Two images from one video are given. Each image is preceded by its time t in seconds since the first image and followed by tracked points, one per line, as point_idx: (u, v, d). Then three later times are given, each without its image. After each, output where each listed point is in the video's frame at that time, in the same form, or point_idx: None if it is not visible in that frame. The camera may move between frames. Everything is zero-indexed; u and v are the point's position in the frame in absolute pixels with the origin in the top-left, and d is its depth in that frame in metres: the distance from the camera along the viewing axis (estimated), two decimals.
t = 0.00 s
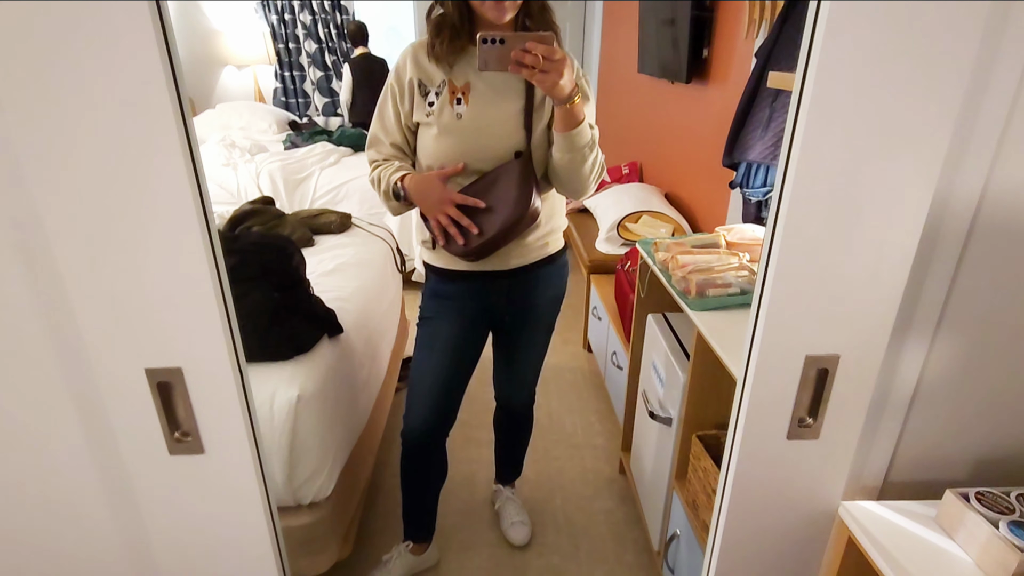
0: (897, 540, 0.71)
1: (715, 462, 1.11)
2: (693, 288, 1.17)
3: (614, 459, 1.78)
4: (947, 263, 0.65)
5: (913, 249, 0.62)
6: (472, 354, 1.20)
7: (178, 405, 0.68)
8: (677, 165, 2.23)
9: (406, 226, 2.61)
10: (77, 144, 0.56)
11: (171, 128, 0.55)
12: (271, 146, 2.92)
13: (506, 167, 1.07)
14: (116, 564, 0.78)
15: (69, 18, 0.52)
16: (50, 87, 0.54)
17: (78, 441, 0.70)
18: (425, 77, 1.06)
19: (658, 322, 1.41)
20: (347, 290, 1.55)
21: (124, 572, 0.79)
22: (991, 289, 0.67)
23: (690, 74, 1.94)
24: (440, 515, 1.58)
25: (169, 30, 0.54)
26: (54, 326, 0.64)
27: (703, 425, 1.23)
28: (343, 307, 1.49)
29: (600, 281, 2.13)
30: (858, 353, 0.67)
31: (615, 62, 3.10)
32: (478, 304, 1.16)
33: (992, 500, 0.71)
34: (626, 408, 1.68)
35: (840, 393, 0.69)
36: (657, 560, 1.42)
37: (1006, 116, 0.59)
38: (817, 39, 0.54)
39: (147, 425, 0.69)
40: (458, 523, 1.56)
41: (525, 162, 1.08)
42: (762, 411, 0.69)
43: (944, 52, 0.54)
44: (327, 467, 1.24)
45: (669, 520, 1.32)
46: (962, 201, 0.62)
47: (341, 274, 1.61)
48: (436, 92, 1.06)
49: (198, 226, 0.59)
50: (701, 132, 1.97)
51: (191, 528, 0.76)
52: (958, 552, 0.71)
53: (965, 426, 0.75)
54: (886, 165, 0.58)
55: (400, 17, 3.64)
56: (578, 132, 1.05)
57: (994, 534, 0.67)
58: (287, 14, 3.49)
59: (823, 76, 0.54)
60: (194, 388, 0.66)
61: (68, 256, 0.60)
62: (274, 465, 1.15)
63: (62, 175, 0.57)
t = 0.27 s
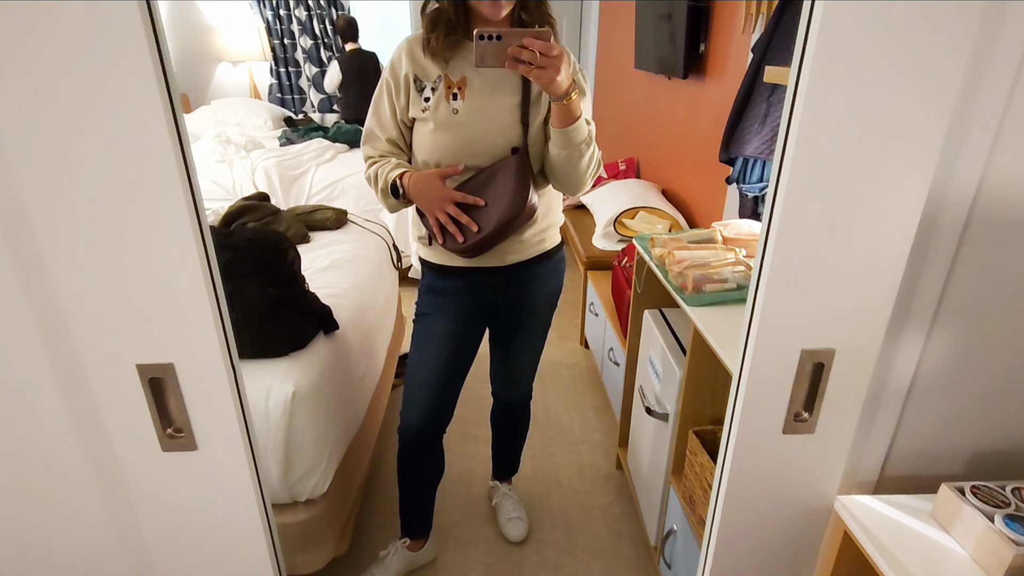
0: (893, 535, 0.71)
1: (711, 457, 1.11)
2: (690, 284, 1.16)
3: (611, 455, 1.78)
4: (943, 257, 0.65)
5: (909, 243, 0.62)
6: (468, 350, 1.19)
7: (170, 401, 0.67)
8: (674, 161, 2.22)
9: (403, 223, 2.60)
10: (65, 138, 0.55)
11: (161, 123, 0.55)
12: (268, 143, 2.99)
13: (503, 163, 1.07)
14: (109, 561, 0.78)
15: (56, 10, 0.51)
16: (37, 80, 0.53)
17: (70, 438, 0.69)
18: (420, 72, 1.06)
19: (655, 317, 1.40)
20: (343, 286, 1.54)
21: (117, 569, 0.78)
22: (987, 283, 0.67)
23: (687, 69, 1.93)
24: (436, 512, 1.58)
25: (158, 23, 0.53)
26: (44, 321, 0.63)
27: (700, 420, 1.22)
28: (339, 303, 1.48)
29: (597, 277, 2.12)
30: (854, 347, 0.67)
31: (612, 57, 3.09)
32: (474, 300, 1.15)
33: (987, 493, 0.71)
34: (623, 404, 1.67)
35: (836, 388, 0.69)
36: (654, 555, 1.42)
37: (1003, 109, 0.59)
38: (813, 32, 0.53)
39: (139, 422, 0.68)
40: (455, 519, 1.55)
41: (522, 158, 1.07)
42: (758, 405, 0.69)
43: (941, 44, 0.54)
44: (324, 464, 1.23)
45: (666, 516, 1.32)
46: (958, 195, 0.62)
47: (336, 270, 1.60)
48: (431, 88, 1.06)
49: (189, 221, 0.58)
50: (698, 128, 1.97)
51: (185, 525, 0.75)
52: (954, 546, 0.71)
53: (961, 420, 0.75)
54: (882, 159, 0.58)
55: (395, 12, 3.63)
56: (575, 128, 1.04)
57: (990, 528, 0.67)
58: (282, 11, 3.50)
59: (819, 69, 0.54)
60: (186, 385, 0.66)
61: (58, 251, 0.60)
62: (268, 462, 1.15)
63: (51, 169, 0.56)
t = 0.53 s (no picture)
0: (887, 532, 0.71)
1: (707, 455, 1.11)
2: (686, 282, 1.17)
3: (609, 454, 1.79)
4: (936, 255, 0.65)
5: (902, 241, 0.62)
6: (465, 348, 1.19)
7: (165, 400, 0.67)
8: (671, 160, 2.22)
9: (400, 222, 2.60)
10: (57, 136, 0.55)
11: (154, 122, 0.54)
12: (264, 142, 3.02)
13: (500, 161, 1.07)
14: (105, 560, 0.78)
15: (47, 9, 0.51)
16: (29, 79, 0.53)
17: (64, 438, 0.69)
18: (416, 70, 1.06)
19: (651, 315, 1.41)
20: (340, 285, 1.54)
21: (112, 569, 0.78)
22: (981, 281, 0.67)
23: (683, 68, 1.93)
24: (434, 510, 1.58)
25: (151, 22, 0.53)
26: (37, 321, 0.63)
27: (696, 418, 1.23)
28: (336, 302, 1.48)
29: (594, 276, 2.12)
30: (848, 345, 0.67)
31: (609, 56, 3.09)
32: (471, 299, 1.15)
33: (981, 490, 0.72)
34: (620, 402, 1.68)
35: (830, 386, 0.69)
36: (650, 553, 1.43)
37: (996, 107, 0.59)
38: (808, 30, 0.53)
39: (133, 421, 0.68)
40: (452, 518, 1.56)
41: (519, 156, 1.07)
42: (753, 403, 0.69)
43: (934, 43, 0.54)
44: (320, 463, 1.23)
45: (663, 514, 1.32)
46: (952, 193, 0.62)
47: (333, 269, 1.60)
48: (428, 86, 1.06)
49: (183, 221, 0.58)
50: (695, 126, 1.97)
51: (180, 524, 0.75)
52: (948, 543, 0.71)
53: (955, 418, 0.75)
54: (875, 158, 0.58)
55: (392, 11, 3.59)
56: (572, 126, 1.04)
57: (984, 524, 0.67)
58: (279, 9, 3.47)
59: (813, 68, 0.54)
60: (181, 384, 0.66)
61: (51, 250, 0.60)
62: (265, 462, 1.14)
63: (43, 168, 0.56)
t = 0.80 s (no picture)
0: (886, 530, 0.71)
1: (706, 453, 1.12)
2: (685, 280, 1.16)
3: (607, 452, 1.79)
4: (934, 253, 0.65)
5: (900, 239, 0.62)
6: (463, 347, 1.19)
7: (163, 400, 0.67)
8: (670, 159, 2.22)
9: (399, 221, 2.60)
10: (53, 135, 0.55)
11: (151, 121, 0.54)
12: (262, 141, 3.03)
13: (497, 159, 1.07)
14: (104, 560, 0.78)
15: (43, 7, 0.51)
16: (25, 78, 0.53)
17: (62, 437, 0.69)
18: (414, 69, 1.06)
19: (650, 314, 1.40)
20: (338, 284, 1.54)
21: (111, 568, 0.78)
22: (978, 279, 0.68)
23: (682, 67, 1.93)
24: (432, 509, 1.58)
25: (148, 20, 0.53)
26: (35, 321, 0.63)
27: (695, 417, 1.23)
28: (335, 301, 1.48)
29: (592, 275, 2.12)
30: (846, 343, 0.67)
31: (607, 55, 3.09)
32: (469, 298, 1.15)
33: (979, 488, 0.72)
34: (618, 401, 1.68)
35: (828, 384, 0.69)
36: (649, 552, 1.43)
37: (993, 106, 0.59)
38: (805, 29, 0.53)
39: (132, 421, 0.68)
40: (451, 517, 1.56)
41: (518, 155, 1.07)
42: (751, 401, 0.69)
43: (931, 41, 0.54)
44: (319, 463, 1.23)
45: (661, 513, 1.32)
46: (950, 191, 0.62)
47: (331, 268, 1.60)
48: (426, 85, 1.06)
49: (181, 220, 0.58)
50: (693, 125, 1.97)
51: (179, 524, 0.75)
52: (946, 541, 0.71)
53: (953, 416, 0.75)
54: (873, 156, 0.58)
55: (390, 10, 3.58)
56: (570, 125, 1.04)
57: (982, 522, 0.67)
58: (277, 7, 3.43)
59: (811, 67, 0.54)
60: (179, 383, 0.65)
61: (48, 249, 0.59)
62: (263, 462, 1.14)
63: (39, 167, 0.56)
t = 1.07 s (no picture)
0: (884, 529, 0.72)
1: (704, 453, 1.12)
2: (683, 280, 1.16)
3: (607, 452, 1.79)
4: (932, 252, 0.65)
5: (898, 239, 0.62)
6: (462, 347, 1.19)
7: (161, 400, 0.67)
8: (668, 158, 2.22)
9: (398, 220, 2.59)
10: (51, 135, 0.55)
11: (149, 121, 0.54)
12: (260, 140, 3.03)
13: (497, 159, 1.07)
14: (103, 560, 0.78)
15: (40, 8, 0.51)
16: (22, 78, 0.53)
17: (60, 438, 0.69)
18: (413, 68, 1.05)
19: (649, 314, 1.40)
20: (337, 283, 1.54)
21: (109, 569, 0.78)
22: (975, 279, 0.68)
23: (680, 67, 1.93)
24: (432, 510, 1.58)
25: (145, 20, 0.53)
26: (33, 321, 0.63)
27: (693, 416, 1.23)
28: (333, 301, 1.48)
29: (591, 274, 2.11)
30: (845, 342, 0.67)
31: (606, 55, 3.09)
32: (468, 298, 1.15)
33: (977, 487, 0.72)
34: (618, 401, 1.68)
35: (826, 383, 0.69)
36: (649, 552, 1.43)
37: (991, 105, 0.59)
38: (803, 29, 0.53)
39: (130, 421, 0.68)
40: (450, 517, 1.55)
41: (517, 155, 1.07)
42: (750, 401, 0.69)
43: (928, 40, 0.54)
44: (318, 463, 1.23)
45: (660, 512, 1.32)
46: (948, 190, 0.62)
47: (330, 268, 1.60)
48: (425, 85, 1.06)
49: (179, 220, 0.58)
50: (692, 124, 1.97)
51: (177, 524, 0.75)
52: (944, 540, 0.71)
53: (951, 415, 0.75)
54: (872, 156, 0.58)
55: (388, 11, 3.58)
56: (569, 125, 1.04)
57: (979, 521, 0.67)
58: (275, 7, 3.42)
59: (809, 67, 0.54)
60: (177, 384, 0.65)
61: (45, 249, 0.59)
62: (262, 462, 1.14)
63: (38, 166, 0.56)
